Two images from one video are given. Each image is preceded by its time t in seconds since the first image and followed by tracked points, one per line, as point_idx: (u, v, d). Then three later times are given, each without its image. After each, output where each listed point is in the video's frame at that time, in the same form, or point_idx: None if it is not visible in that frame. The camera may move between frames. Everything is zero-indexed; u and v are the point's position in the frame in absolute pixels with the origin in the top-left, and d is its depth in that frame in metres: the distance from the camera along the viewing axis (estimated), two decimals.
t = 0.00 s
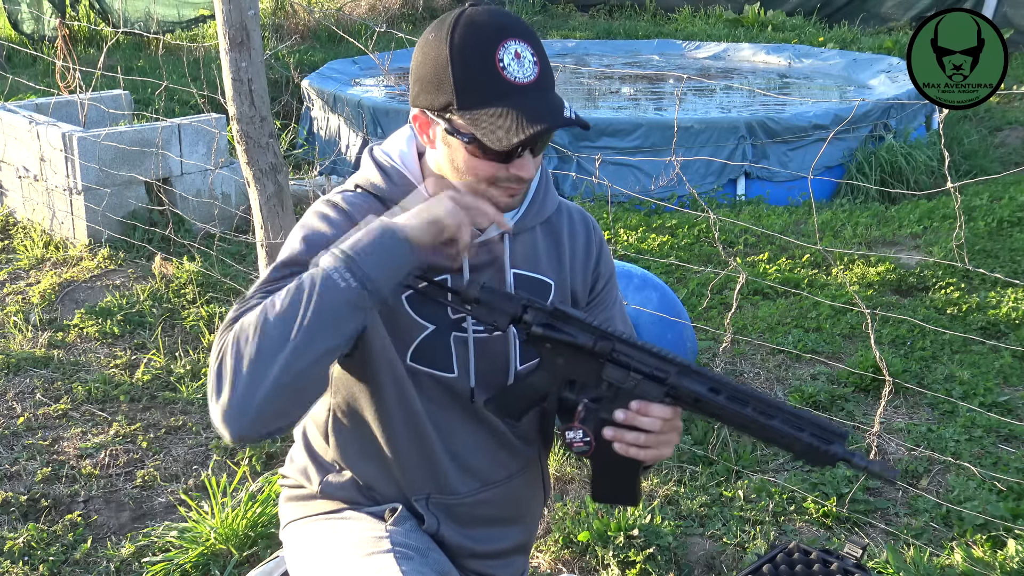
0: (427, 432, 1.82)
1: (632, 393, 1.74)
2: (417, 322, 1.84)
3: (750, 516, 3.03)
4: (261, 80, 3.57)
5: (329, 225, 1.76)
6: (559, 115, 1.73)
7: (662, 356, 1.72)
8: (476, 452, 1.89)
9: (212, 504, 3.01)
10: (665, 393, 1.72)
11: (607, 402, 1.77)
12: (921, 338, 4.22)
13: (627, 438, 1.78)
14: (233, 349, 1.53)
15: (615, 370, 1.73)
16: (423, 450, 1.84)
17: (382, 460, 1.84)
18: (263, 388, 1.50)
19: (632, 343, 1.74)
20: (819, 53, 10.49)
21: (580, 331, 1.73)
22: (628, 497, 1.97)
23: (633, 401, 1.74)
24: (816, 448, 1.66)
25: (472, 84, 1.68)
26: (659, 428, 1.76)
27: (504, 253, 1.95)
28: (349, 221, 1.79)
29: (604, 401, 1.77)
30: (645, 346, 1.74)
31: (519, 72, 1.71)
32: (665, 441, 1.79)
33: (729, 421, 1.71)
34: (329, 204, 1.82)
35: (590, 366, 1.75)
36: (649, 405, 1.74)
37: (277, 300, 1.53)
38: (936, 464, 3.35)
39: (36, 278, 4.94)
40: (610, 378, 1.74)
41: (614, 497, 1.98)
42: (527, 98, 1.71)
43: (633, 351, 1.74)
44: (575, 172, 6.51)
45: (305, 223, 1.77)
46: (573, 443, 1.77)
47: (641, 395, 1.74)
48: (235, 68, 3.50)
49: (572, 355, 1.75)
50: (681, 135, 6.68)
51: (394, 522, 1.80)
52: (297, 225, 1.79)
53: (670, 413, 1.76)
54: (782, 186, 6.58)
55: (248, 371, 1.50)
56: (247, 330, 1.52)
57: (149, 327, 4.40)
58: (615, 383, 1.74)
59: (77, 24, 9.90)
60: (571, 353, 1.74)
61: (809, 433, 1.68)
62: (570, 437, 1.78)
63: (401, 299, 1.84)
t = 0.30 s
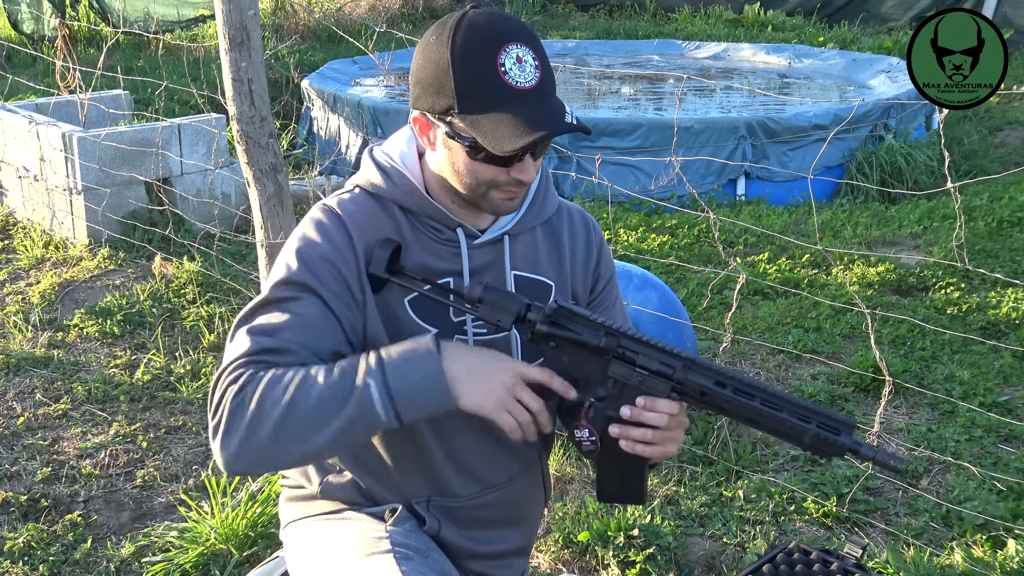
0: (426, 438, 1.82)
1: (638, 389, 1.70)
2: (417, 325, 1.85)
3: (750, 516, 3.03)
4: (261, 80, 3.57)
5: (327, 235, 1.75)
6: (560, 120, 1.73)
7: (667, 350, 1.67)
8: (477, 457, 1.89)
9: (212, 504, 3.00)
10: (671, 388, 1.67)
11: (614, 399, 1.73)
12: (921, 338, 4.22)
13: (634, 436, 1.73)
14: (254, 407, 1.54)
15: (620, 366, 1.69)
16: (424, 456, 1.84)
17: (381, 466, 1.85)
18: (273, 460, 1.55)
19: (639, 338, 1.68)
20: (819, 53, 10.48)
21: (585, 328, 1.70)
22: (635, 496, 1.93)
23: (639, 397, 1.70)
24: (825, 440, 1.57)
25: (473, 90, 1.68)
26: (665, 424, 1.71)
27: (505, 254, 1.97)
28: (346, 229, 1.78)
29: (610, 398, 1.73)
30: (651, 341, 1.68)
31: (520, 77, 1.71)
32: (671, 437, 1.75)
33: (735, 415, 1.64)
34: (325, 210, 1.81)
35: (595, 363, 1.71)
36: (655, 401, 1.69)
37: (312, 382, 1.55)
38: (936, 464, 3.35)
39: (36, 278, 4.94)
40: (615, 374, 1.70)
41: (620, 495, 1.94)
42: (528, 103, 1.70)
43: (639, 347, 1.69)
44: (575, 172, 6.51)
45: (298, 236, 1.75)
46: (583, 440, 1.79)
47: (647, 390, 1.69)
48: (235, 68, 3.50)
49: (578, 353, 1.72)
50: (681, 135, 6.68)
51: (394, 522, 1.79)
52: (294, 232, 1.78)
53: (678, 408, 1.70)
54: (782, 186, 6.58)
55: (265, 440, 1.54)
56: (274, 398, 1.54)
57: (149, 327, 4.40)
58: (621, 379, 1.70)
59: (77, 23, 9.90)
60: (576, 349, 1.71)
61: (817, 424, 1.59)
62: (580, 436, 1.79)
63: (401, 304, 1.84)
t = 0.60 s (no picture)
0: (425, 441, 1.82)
1: (651, 387, 1.68)
2: (416, 328, 1.86)
3: (750, 516, 3.03)
4: (261, 80, 3.57)
5: (327, 237, 1.75)
6: (564, 110, 1.73)
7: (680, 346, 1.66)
8: (478, 460, 1.89)
9: (212, 504, 3.00)
10: (685, 383, 1.66)
11: (628, 399, 1.70)
12: (921, 338, 4.22)
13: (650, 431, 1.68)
14: (308, 446, 1.63)
15: (633, 364, 1.68)
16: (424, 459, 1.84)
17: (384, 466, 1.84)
18: (325, 488, 1.67)
19: (651, 336, 1.68)
20: (819, 53, 10.48)
21: (594, 329, 1.70)
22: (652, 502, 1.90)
23: (654, 395, 1.68)
24: (843, 426, 1.55)
25: (475, 89, 1.66)
26: (680, 420, 1.67)
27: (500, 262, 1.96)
28: (343, 227, 1.79)
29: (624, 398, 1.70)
30: (663, 339, 1.68)
31: (519, 72, 1.69)
32: (686, 436, 1.71)
33: (751, 407, 1.61)
34: (322, 207, 1.81)
35: (606, 364, 1.70)
36: (669, 397, 1.67)
37: (370, 424, 1.65)
38: (937, 464, 3.35)
39: (36, 278, 4.94)
40: (627, 373, 1.69)
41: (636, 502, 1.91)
42: (529, 98, 1.69)
43: (651, 345, 1.68)
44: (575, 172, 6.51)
45: (299, 234, 1.76)
46: (602, 448, 1.70)
47: (661, 386, 1.67)
48: (235, 68, 3.50)
49: (590, 356, 1.70)
50: (681, 135, 6.68)
51: (394, 521, 1.80)
52: (293, 230, 1.79)
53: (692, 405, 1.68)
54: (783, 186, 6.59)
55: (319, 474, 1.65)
56: (330, 439, 1.63)
57: (149, 327, 4.39)
58: (633, 377, 1.69)
59: (77, 23, 9.90)
60: (587, 350, 1.69)
61: (834, 412, 1.57)
62: (599, 443, 1.71)
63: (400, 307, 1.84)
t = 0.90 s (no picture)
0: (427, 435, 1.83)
1: (659, 335, 1.69)
2: (419, 322, 1.88)
3: (750, 516, 3.02)
4: (261, 80, 3.57)
5: (337, 222, 1.76)
6: (571, 109, 1.74)
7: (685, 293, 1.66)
8: (477, 453, 1.90)
9: (212, 504, 3.00)
10: (692, 329, 1.66)
11: (636, 349, 1.71)
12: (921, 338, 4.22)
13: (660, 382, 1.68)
14: (328, 429, 1.65)
15: (641, 312, 1.69)
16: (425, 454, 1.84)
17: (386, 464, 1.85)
18: (350, 471, 1.68)
19: (655, 284, 1.68)
20: (819, 53, 10.48)
21: (600, 282, 1.70)
22: (670, 454, 1.93)
23: (661, 343, 1.68)
24: (854, 360, 1.55)
25: (485, 99, 1.64)
26: (689, 367, 1.67)
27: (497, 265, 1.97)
28: (352, 212, 1.79)
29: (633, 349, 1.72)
30: (667, 287, 1.68)
31: (525, 78, 1.69)
32: (699, 385, 1.71)
33: (761, 346, 1.61)
34: (331, 193, 1.82)
35: (613, 315, 1.71)
36: (676, 344, 1.66)
37: (388, 399, 1.65)
38: (936, 464, 3.35)
39: (36, 278, 4.94)
40: (634, 323, 1.70)
41: (654, 455, 1.95)
42: (538, 103, 1.69)
43: (655, 293, 1.68)
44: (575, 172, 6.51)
45: (311, 219, 1.77)
46: (612, 403, 1.75)
47: (668, 334, 1.68)
48: (235, 68, 3.50)
49: (596, 309, 1.72)
50: (681, 135, 6.68)
51: (394, 518, 1.80)
52: (304, 217, 1.80)
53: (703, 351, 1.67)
54: (783, 187, 6.59)
55: (343, 456, 1.65)
56: (348, 418, 1.64)
57: (149, 327, 4.39)
58: (640, 327, 1.70)
59: (77, 23, 9.90)
60: (593, 302, 1.71)
61: (845, 348, 1.57)
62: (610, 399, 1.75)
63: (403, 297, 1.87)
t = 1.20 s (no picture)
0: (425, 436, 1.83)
1: (661, 319, 1.67)
2: (418, 318, 1.88)
3: (750, 516, 3.02)
4: (261, 80, 3.57)
5: (341, 218, 1.76)
6: (574, 113, 1.75)
7: (680, 273, 1.64)
8: (476, 454, 1.89)
9: (212, 505, 3.00)
10: (693, 310, 1.64)
11: (640, 335, 1.70)
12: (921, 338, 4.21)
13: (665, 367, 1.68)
14: (338, 425, 1.65)
15: (642, 298, 1.67)
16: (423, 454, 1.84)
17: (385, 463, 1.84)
18: (358, 468, 1.68)
19: (650, 268, 1.66)
20: (819, 53, 10.48)
21: (598, 272, 1.70)
22: (679, 438, 1.90)
23: (663, 326, 1.67)
24: (856, 326, 1.50)
25: (489, 102, 1.64)
26: (693, 348, 1.65)
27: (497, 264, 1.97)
28: (356, 209, 1.79)
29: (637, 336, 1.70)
30: (662, 269, 1.65)
31: (528, 82, 1.69)
32: (704, 365, 1.70)
33: (761, 322, 1.58)
34: (333, 187, 1.82)
35: (613, 303, 1.70)
36: (679, 326, 1.65)
37: (395, 396, 1.65)
38: (936, 464, 3.35)
39: (36, 278, 4.94)
40: (635, 309, 1.68)
41: (666, 440, 1.92)
42: (542, 107, 1.69)
43: (653, 277, 1.66)
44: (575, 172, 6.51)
45: (315, 214, 1.78)
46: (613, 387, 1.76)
47: (671, 318, 1.66)
48: (235, 68, 3.50)
49: (596, 302, 1.72)
50: (681, 135, 6.67)
51: (391, 519, 1.80)
52: (308, 211, 1.80)
53: (705, 330, 1.65)
54: (783, 187, 6.59)
55: (351, 453, 1.66)
56: (357, 415, 1.64)
57: (149, 327, 4.39)
58: (641, 313, 1.68)
59: (77, 23, 9.89)
60: (594, 294, 1.71)
61: (847, 315, 1.52)
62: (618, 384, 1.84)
63: (403, 295, 1.87)
